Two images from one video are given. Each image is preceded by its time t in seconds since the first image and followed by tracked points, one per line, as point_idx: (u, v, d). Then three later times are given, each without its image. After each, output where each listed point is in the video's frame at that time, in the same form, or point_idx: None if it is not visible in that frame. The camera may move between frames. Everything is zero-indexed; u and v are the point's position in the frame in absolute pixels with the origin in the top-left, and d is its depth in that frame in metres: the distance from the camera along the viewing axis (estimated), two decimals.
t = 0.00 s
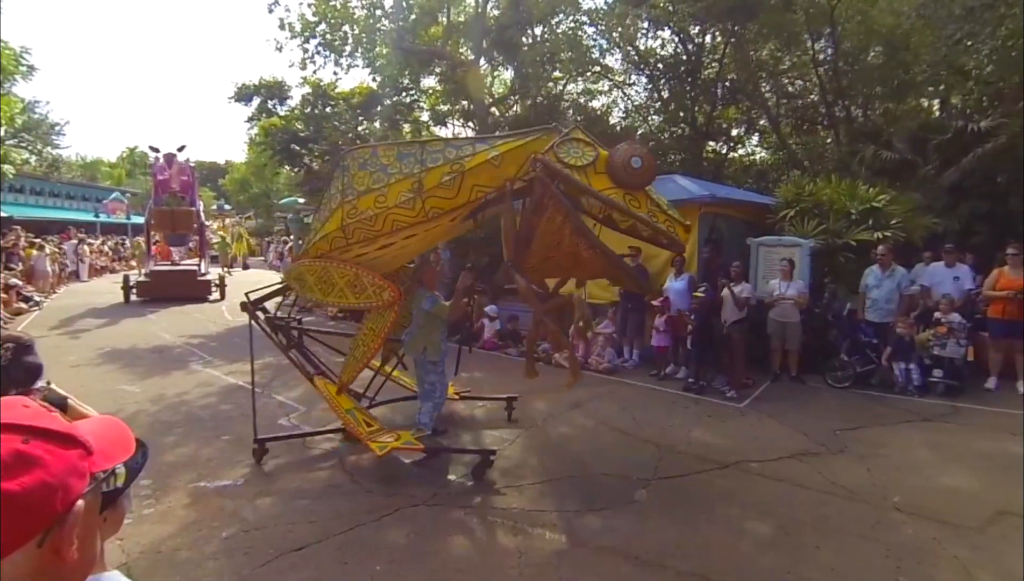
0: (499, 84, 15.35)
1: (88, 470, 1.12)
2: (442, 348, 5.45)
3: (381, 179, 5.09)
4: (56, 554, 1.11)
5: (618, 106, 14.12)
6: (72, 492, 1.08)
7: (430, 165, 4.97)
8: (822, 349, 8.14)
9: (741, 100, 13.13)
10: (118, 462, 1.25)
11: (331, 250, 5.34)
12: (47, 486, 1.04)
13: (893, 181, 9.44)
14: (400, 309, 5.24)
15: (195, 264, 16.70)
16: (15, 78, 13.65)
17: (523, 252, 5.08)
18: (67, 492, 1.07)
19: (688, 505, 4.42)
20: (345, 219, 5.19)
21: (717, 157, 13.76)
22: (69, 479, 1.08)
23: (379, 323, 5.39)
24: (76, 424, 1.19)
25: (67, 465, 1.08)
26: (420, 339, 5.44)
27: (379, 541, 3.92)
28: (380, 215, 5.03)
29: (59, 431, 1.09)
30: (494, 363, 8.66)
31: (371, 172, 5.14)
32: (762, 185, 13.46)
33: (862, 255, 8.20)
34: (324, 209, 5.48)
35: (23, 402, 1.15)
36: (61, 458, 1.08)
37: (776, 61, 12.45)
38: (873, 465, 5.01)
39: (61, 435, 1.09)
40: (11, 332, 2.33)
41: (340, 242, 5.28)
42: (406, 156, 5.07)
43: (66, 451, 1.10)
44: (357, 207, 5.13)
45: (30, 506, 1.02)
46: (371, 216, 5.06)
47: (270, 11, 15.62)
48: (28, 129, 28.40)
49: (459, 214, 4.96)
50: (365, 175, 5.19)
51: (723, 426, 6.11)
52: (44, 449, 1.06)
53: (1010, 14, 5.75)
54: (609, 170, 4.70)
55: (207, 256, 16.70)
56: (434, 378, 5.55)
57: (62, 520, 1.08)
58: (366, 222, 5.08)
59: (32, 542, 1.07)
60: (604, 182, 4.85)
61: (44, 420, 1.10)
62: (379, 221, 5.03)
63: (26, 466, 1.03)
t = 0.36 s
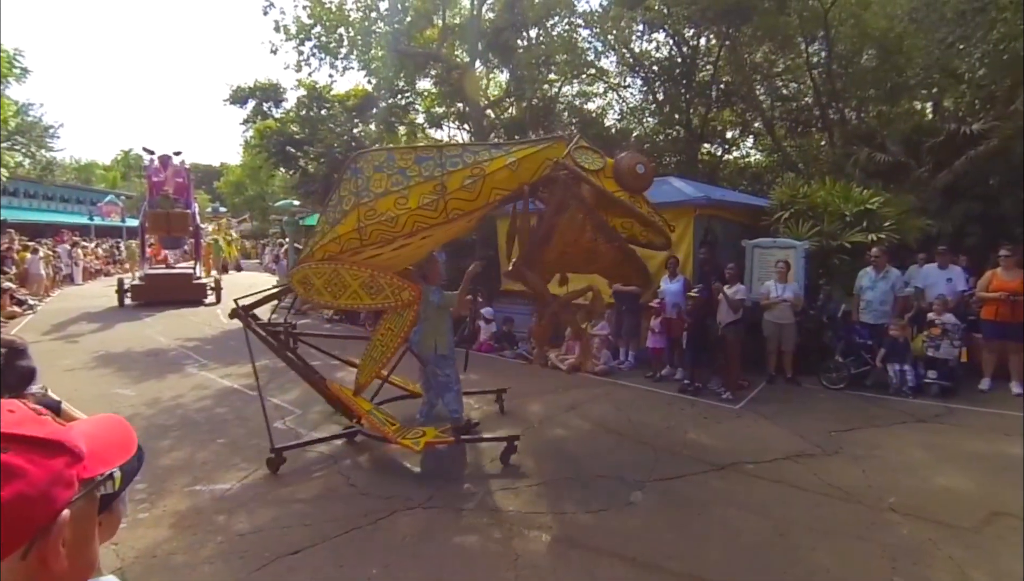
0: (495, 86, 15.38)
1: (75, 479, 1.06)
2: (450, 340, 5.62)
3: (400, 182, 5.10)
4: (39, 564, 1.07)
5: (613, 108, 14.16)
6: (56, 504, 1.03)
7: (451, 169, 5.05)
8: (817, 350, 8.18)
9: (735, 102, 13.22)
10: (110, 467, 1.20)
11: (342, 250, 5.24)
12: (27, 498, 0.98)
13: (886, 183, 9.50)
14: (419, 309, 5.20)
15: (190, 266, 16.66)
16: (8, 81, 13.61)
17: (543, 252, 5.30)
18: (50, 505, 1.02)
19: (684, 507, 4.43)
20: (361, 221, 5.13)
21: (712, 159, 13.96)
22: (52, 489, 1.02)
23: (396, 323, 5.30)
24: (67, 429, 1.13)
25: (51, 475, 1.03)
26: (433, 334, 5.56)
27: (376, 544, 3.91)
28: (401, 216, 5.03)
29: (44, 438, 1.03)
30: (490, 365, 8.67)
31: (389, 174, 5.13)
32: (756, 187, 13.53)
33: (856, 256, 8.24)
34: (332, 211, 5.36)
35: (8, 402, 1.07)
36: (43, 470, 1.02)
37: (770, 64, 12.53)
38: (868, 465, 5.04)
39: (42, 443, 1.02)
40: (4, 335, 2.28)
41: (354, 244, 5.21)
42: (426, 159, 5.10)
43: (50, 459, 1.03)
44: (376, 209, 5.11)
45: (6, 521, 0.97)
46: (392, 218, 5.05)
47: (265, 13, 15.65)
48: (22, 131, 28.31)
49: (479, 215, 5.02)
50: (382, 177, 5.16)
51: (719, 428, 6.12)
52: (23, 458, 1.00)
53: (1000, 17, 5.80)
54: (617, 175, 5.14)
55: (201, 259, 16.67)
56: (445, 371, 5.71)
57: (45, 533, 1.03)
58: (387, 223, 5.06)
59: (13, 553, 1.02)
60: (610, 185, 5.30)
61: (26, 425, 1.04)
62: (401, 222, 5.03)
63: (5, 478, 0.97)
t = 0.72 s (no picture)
0: (493, 90, 15.38)
1: (95, 488, 1.08)
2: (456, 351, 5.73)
3: (417, 187, 5.07)
4: (61, 574, 1.08)
5: (611, 114, 14.15)
6: (76, 513, 1.05)
7: (466, 176, 5.14)
8: (814, 356, 8.18)
9: (733, 108, 13.22)
10: (133, 472, 1.22)
11: (354, 253, 5.01)
12: (45, 509, 1.00)
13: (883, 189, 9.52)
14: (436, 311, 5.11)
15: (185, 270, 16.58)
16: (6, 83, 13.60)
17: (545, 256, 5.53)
18: (69, 515, 1.04)
19: (681, 512, 4.43)
20: (379, 225, 4.99)
21: (710, 165, 13.73)
22: (72, 499, 1.04)
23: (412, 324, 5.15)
24: (89, 437, 1.15)
25: (71, 486, 1.05)
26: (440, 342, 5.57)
27: (372, 550, 3.89)
28: (420, 221, 5.02)
29: (56, 448, 1.04)
30: (487, 370, 8.66)
31: (405, 179, 5.07)
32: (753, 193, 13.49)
33: (853, 262, 8.26)
34: (339, 215, 5.08)
35: (28, 412, 1.10)
36: (63, 480, 1.04)
37: (767, 71, 12.56)
38: (865, 471, 5.04)
39: (58, 453, 1.04)
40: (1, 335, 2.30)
41: (369, 247, 5.01)
42: (440, 166, 5.13)
43: (71, 469, 1.06)
44: (393, 214, 5.01)
45: (28, 533, 0.99)
46: (411, 222, 5.01)
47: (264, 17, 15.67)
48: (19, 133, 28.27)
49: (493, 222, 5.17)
50: (396, 182, 5.08)
51: (716, 433, 6.11)
52: (40, 469, 1.02)
53: (997, 25, 5.85)
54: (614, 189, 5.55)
55: (197, 263, 16.61)
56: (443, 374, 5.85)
57: (64, 542, 1.05)
58: (406, 227, 5.00)
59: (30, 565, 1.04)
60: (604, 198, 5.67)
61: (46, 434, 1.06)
62: (420, 227, 5.02)
63: (24, 489, 0.99)
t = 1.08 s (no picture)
0: (493, 94, 15.45)
1: (125, 492, 1.29)
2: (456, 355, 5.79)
3: (428, 191, 5.09)
4: (92, 574, 1.29)
5: (610, 117, 14.14)
6: (108, 516, 1.25)
7: (474, 181, 5.19)
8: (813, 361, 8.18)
9: (732, 112, 13.23)
10: (159, 478, 1.42)
11: (366, 255, 4.97)
12: (80, 512, 1.19)
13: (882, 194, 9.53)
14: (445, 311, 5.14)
15: (184, 272, 16.55)
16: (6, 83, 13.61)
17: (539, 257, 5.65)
18: (103, 515, 1.24)
19: (680, 516, 4.43)
20: (392, 228, 4.98)
21: (709, 169, 13.72)
22: (105, 503, 1.24)
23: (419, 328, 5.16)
24: (120, 442, 1.35)
25: (104, 490, 1.24)
26: (442, 343, 5.64)
27: (371, 553, 3.89)
28: (432, 224, 5.04)
29: (97, 454, 1.25)
30: (485, 373, 8.67)
31: (416, 183, 5.08)
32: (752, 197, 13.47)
33: (852, 267, 8.28)
34: (349, 216, 5.01)
35: (66, 417, 1.28)
36: (98, 484, 1.24)
37: (766, 75, 12.57)
38: (864, 475, 5.04)
39: (95, 461, 1.24)
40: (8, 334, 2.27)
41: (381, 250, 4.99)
42: (450, 171, 5.17)
43: (105, 474, 1.25)
44: (405, 217, 5.01)
45: (70, 531, 1.18)
46: (423, 225, 5.03)
47: (265, 19, 15.70)
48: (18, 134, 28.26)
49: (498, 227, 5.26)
50: (407, 185, 5.07)
51: (715, 437, 6.12)
52: (79, 474, 1.20)
53: (997, 31, 5.90)
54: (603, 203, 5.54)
55: (195, 264, 16.60)
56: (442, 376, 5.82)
57: (98, 544, 1.26)
58: (419, 231, 5.02)
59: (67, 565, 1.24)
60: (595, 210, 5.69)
61: (85, 438, 1.25)
62: (432, 230, 5.04)
63: (64, 494, 1.18)
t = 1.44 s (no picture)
0: (491, 95, 15.49)
1: (143, 485, 1.30)
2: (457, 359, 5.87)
3: (429, 193, 5.10)
4: (109, 568, 1.27)
5: (609, 119, 14.17)
6: (128, 507, 1.26)
7: (473, 182, 5.21)
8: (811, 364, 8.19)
9: (731, 115, 13.26)
10: (175, 473, 1.42)
11: (369, 256, 4.97)
12: (103, 499, 1.21)
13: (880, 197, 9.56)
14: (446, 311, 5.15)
15: (183, 273, 16.55)
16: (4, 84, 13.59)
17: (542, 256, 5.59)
18: (122, 507, 1.24)
19: (680, 518, 4.43)
20: (395, 229, 4.98)
21: (707, 171, 13.77)
22: (124, 495, 1.24)
23: (423, 327, 5.17)
24: (137, 438, 1.36)
25: (124, 482, 1.25)
26: (445, 345, 5.69)
27: (370, 554, 3.89)
28: (434, 226, 5.05)
29: (116, 443, 1.26)
30: (484, 375, 8.67)
31: (417, 184, 5.09)
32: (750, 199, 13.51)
33: (850, 269, 8.30)
34: (351, 218, 5.00)
35: (86, 412, 1.31)
36: (118, 476, 1.24)
37: (765, 78, 12.60)
38: (863, 478, 5.04)
39: (116, 451, 1.25)
40: None
41: (383, 251, 4.99)
42: (450, 172, 5.19)
43: (125, 466, 1.27)
44: (407, 218, 5.02)
45: (91, 521, 1.19)
46: (426, 226, 5.04)
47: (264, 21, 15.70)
48: (15, 134, 28.23)
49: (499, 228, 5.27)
50: (408, 187, 5.08)
51: (713, 439, 6.13)
52: (100, 464, 1.22)
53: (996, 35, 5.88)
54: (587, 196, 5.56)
55: (194, 265, 16.59)
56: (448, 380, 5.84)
57: (116, 536, 1.25)
58: (421, 232, 5.02)
59: (84, 556, 1.23)
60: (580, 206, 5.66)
61: (105, 432, 1.27)
62: (434, 231, 5.05)
63: (85, 482, 1.19)
